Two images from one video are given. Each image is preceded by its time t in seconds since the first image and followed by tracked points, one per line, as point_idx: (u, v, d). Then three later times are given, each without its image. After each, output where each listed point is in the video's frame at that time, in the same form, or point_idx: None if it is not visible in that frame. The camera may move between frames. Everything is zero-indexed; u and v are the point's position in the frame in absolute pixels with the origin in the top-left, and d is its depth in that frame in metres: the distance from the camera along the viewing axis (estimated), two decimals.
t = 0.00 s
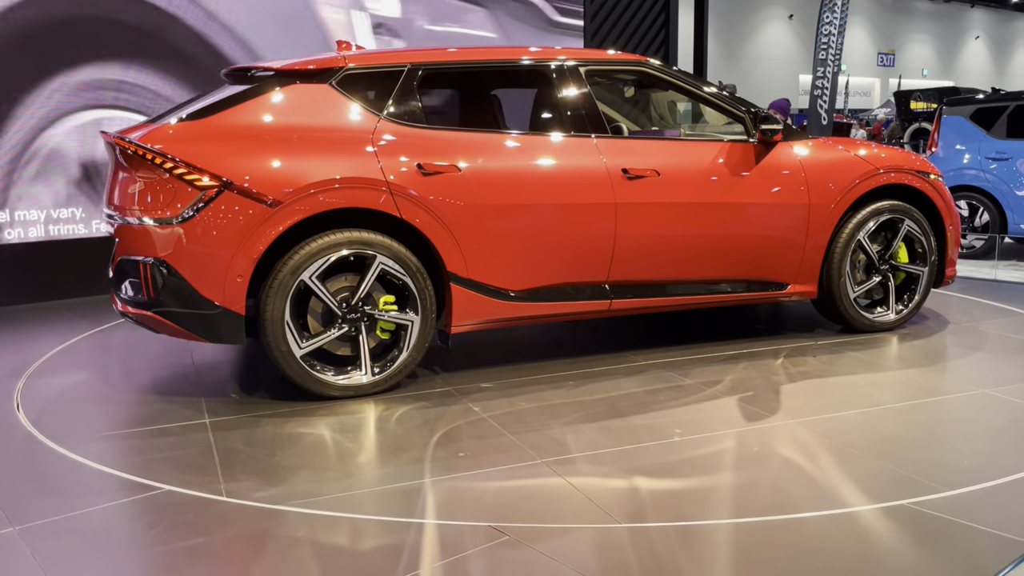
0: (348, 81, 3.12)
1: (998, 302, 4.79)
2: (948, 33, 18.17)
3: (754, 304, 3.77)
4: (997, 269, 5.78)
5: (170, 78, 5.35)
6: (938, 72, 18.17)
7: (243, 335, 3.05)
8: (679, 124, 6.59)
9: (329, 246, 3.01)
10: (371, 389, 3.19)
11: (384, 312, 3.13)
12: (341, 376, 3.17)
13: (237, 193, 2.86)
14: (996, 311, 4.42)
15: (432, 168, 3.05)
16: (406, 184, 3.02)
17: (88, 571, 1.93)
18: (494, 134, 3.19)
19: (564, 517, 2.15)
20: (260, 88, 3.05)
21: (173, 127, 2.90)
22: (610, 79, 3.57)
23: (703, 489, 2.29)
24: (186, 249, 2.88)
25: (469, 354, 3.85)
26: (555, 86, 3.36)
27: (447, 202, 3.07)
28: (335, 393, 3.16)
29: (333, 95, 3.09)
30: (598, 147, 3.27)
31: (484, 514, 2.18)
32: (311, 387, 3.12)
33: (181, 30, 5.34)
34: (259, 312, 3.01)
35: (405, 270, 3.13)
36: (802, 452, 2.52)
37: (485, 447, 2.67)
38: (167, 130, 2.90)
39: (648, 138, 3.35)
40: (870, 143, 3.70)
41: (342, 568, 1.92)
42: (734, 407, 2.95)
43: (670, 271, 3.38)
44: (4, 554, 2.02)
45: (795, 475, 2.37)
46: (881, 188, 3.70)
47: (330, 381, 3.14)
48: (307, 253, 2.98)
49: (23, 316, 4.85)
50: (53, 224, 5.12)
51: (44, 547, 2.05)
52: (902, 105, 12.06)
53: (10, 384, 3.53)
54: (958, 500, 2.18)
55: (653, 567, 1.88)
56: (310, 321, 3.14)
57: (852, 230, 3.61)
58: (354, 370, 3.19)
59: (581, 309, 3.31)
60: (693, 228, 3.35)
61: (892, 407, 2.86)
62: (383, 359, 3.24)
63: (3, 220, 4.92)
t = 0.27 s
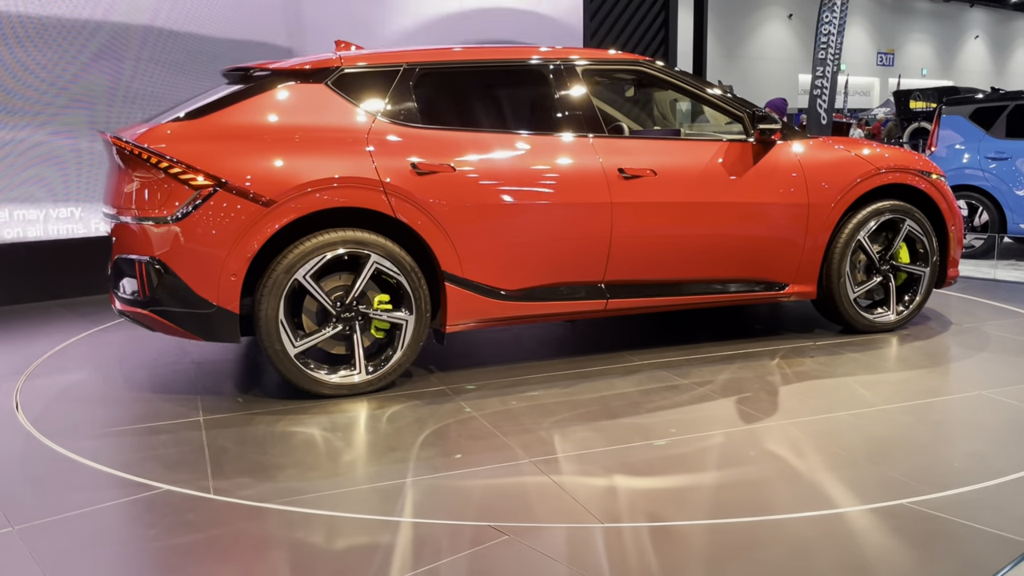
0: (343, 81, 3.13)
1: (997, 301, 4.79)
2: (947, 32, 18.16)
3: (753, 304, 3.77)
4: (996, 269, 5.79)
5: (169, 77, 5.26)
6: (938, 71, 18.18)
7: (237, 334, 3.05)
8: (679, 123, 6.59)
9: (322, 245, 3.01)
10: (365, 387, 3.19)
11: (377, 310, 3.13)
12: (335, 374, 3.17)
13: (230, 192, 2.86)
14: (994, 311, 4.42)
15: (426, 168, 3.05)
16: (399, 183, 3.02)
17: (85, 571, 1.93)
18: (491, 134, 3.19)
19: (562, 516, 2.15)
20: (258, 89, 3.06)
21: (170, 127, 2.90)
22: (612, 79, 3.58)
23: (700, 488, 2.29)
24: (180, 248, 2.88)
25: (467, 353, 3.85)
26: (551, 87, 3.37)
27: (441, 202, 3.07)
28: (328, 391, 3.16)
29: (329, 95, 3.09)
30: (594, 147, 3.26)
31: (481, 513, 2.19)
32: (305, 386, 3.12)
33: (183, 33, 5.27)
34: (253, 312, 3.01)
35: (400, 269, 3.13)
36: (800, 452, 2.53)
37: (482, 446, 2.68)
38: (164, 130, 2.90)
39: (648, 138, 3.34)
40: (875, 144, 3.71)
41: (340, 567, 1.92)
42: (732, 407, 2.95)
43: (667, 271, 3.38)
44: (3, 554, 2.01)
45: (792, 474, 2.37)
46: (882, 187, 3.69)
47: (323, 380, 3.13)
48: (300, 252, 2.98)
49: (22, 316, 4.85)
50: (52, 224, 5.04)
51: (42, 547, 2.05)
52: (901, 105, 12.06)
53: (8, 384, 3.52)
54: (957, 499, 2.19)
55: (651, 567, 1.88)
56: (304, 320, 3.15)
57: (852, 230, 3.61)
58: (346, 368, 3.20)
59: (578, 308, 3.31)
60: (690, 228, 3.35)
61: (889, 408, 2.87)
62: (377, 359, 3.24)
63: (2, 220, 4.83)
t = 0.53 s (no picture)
0: (338, 81, 3.12)
1: (996, 301, 4.80)
2: (947, 32, 18.16)
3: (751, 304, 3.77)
4: (996, 268, 5.79)
5: (166, 79, 5.21)
6: (937, 71, 18.18)
7: (232, 333, 3.04)
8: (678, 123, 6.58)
9: (317, 244, 3.01)
10: (359, 386, 3.20)
11: (372, 309, 3.13)
12: (329, 373, 3.17)
13: (225, 191, 2.87)
14: (993, 311, 4.42)
15: (419, 168, 3.06)
16: (393, 183, 3.02)
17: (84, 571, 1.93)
18: (487, 133, 3.18)
19: (561, 516, 2.15)
20: (257, 89, 3.06)
21: (168, 127, 2.91)
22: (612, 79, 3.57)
23: (698, 488, 2.29)
24: (177, 247, 2.89)
25: (465, 353, 3.85)
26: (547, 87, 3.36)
27: (436, 202, 3.07)
28: (321, 389, 3.16)
29: (324, 95, 3.09)
30: (589, 147, 3.26)
31: (480, 513, 2.19)
32: (299, 384, 3.12)
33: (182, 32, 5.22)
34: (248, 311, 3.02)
35: (395, 269, 3.13)
36: (798, 452, 2.53)
37: (479, 445, 2.68)
38: (163, 130, 2.91)
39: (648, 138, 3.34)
40: (880, 144, 3.71)
41: (339, 567, 1.92)
42: (730, 407, 2.96)
43: (664, 271, 3.38)
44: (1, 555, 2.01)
45: (790, 474, 2.37)
46: (883, 187, 3.68)
47: (317, 378, 3.13)
48: (294, 251, 2.99)
49: (20, 316, 4.84)
50: (51, 223, 5.03)
51: (39, 547, 2.05)
52: (901, 104, 12.05)
53: (7, 384, 3.52)
54: (955, 499, 2.19)
55: (650, 567, 1.88)
56: (299, 319, 3.16)
57: (852, 230, 3.60)
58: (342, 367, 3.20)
59: (574, 308, 3.31)
60: (688, 228, 3.35)
61: (887, 408, 2.87)
62: (371, 357, 3.24)
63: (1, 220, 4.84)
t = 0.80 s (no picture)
0: (335, 81, 3.12)
1: (996, 301, 4.80)
2: (946, 31, 18.16)
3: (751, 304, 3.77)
4: (995, 268, 5.79)
5: (167, 77, 5.28)
6: (937, 71, 18.18)
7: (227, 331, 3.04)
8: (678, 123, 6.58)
9: (312, 243, 3.02)
10: (353, 384, 3.20)
11: (367, 308, 3.14)
12: (324, 372, 3.17)
13: (219, 190, 2.87)
14: (992, 311, 4.43)
15: (415, 167, 3.06)
16: (389, 183, 3.03)
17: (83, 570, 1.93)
18: (483, 132, 3.18)
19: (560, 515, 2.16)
20: (257, 89, 3.06)
21: (168, 128, 2.92)
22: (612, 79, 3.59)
23: (697, 488, 2.29)
24: (173, 246, 2.90)
25: (465, 352, 3.86)
26: (544, 87, 3.36)
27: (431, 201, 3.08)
28: (315, 387, 3.16)
29: (321, 95, 3.09)
30: (586, 147, 3.26)
31: (479, 512, 2.19)
32: (293, 383, 3.12)
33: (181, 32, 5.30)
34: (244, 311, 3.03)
35: (390, 268, 3.13)
36: (797, 451, 2.53)
37: (479, 444, 2.68)
38: (162, 130, 2.92)
39: (648, 138, 3.34)
40: (884, 144, 3.71)
41: (339, 566, 1.92)
42: (729, 406, 2.96)
43: (661, 271, 3.38)
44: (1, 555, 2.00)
45: (789, 473, 2.38)
46: (885, 186, 3.68)
47: (311, 376, 3.14)
48: (290, 250, 2.99)
49: (20, 316, 4.84)
50: (51, 223, 5.06)
51: (38, 545, 2.05)
52: (900, 104, 12.06)
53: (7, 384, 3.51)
54: (955, 499, 2.19)
55: (649, 566, 1.88)
56: (294, 318, 3.17)
57: (852, 230, 3.60)
58: (340, 365, 3.20)
59: (571, 308, 3.31)
60: (685, 228, 3.35)
61: (886, 408, 2.87)
62: (366, 356, 3.24)
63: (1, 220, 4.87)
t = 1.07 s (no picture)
0: (332, 81, 3.12)
1: (996, 300, 4.80)
2: (946, 31, 18.16)
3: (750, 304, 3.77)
4: (995, 268, 5.79)
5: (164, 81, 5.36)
6: (937, 70, 18.18)
7: (223, 329, 3.05)
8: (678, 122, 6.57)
9: (307, 243, 3.02)
10: (348, 383, 3.20)
11: (362, 308, 3.14)
12: (320, 372, 3.18)
13: (215, 190, 2.88)
14: (992, 311, 4.42)
15: (410, 167, 3.06)
16: (385, 183, 3.03)
17: (83, 570, 1.93)
18: (479, 132, 3.18)
19: (560, 514, 2.16)
20: (256, 89, 3.06)
21: (168, 128, 2.92)
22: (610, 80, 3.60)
23: (696, 487, 2.29)
24: (170, 246, 2.91)
25: (465, 351, 3.86)
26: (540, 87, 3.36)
27: (427, 201, 3.08)
28: (311, 385, 3.17)
29: (317, 95, 3.09)
30: (582, 147, 3.26)
31: (479, 511, 2.19)
32: (287, 381, 3.13)
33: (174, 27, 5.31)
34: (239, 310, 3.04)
35: (384, 267, 3.13)
36: (796, 451, 2.54)
37: (479, 444, 2.68)
38: (162, 130, 2.93)
39: (648, 138, 3.34)
40: (888, 144, 3.71)
41: (339, 565, 1.92)
42: (729, 406, 2.96)
43: (658, 271, 3.38)
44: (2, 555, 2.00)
45: (789, 472, 2.38)
46: (885, 186, 3.67)
47: (304, 374, 3.15)
48: (284, 249, 2.99)
49: (20, 315, 4.84)
50: (50, 223, 5.10)
51: (38, 545, 2.05)
52: (900, 104, 12.06)
53: (7, 383, 3.52)
54: (956, 499, 2.19)
55: (649, 566, 1.88)
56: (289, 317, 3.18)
57: (852, 230, 3.60)
58: (334, 365, 3.21)
59: (568, 308, 3.31)
60: (683, 229, 3.35)
61: (886, 408, 2.87)
62: (361, 355, 3.25)
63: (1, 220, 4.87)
